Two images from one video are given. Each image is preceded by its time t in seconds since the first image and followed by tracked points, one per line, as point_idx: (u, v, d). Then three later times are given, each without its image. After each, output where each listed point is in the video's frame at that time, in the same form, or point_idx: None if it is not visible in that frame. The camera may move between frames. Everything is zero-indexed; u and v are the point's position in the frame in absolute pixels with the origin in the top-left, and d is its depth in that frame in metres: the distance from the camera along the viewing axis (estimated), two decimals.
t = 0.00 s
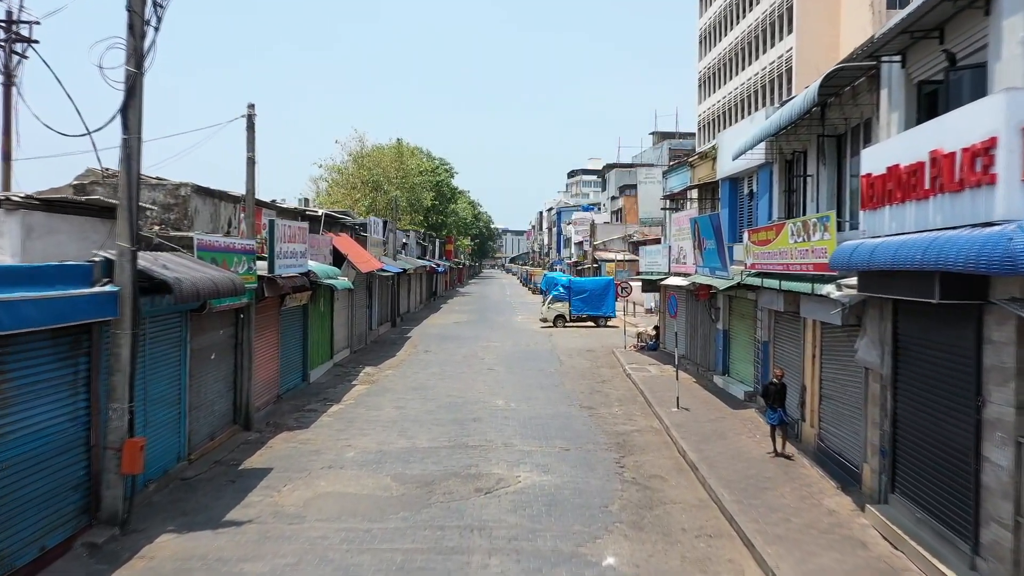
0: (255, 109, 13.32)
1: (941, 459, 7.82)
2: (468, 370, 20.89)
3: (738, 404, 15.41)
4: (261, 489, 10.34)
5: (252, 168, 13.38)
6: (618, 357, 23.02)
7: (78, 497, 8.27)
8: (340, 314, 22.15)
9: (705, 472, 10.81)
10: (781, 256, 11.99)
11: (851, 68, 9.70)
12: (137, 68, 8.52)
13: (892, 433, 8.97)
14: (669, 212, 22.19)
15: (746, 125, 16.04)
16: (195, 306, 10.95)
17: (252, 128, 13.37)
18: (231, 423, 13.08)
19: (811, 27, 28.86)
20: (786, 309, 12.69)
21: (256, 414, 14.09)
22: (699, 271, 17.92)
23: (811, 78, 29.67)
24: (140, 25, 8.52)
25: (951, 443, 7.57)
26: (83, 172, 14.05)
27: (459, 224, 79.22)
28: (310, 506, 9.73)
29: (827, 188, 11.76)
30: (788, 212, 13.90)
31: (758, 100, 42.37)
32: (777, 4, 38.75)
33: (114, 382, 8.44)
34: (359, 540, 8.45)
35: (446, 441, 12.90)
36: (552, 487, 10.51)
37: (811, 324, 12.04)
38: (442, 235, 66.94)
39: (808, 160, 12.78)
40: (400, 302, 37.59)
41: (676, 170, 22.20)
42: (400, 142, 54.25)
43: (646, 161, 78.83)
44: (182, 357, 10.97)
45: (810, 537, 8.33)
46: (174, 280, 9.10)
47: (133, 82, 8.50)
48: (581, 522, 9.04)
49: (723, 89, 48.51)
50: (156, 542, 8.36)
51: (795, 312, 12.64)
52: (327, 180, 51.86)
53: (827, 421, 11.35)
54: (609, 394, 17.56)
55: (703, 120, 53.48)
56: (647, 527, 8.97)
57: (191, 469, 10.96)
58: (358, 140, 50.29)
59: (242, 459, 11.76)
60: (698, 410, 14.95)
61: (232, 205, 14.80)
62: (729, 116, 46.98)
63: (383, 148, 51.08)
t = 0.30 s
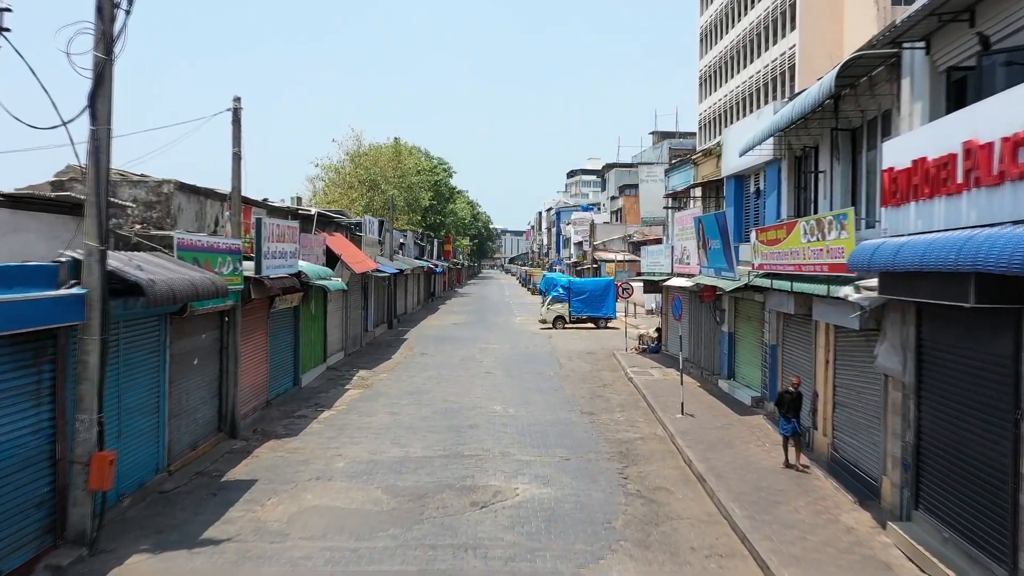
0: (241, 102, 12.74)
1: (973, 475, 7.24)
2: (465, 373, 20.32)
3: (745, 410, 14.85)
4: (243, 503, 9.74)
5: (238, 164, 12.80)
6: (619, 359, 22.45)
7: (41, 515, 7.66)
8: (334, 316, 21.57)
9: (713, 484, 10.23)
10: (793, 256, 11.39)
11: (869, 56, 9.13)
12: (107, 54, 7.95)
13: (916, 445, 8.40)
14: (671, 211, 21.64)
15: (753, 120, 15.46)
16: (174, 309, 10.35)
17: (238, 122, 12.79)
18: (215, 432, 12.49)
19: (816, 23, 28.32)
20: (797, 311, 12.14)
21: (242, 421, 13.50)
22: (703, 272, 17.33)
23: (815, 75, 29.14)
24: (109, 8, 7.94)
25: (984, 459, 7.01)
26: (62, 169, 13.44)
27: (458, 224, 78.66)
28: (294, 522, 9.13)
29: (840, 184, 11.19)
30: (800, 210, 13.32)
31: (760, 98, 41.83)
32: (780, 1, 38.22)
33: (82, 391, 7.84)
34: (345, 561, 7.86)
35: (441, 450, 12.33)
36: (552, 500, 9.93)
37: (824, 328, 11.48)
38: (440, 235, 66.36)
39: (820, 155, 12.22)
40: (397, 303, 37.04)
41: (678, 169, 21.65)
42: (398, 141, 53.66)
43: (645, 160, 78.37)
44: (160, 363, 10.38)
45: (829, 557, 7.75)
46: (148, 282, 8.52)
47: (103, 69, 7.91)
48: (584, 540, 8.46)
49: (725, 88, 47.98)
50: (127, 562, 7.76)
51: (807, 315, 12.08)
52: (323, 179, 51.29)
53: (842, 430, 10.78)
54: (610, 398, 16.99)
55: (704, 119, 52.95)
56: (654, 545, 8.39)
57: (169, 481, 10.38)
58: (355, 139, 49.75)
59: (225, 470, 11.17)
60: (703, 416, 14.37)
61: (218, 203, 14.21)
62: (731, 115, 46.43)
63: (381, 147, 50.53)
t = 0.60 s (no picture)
0: (226, 95, 12.13)
1: (1012, 494, 6.64)
2: (463, 377, 19.73)
3: (753, 417, 14.28)
4: (224, 519, 9.15)
5: (223, 160, 12.19)
6: (621, 363, 21.87)
7: None
8: (327, 318, 20.97)
9: (724, 499, 9.65)
10: (807, 257, 10.78)
11: (891, 42, 8.56)
12: (74, 38, 7.36)
13: (944, 459, 7.81)
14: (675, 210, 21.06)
15: (760, 115, 14.88)
16: (151, 312, 9.75)
17: (223, 116, 12.17)
18: (198, 441, 11.89)
19: (821, 19, 27.78)
20: (809, 314, 11.57)
21: (227, 429, 12.89)
22: (708, 273, 16.76)
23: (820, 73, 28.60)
24: None
25: None
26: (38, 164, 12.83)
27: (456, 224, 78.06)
28: (277, 540, 8.54)
29: (857, 181, 10.62)
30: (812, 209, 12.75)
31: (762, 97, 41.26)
32: None
33: (45, 403, 7.22)
34: None
35: (436, 460, 11.74)
36: (553, 515, 9.35)
37: (839, 332, 10.89)
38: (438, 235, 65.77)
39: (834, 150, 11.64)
40: (395, 304, 36.46)
41: (682, 167, 21.07)
42: (395, 140, 53.08)
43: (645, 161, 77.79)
44: (137, 370, 9.79)
45: None
46: (119, 284, 7.92)
47: (69, 55, 7.31)
48: (587, 561, 7.88)
49: (726, 87, 47.43)
50: None
51: (821, 318, 11.50)
52: (320, 178, 50.71)
53: (858, 440, 10.20)
54: (612, 404, 16.42)
55: (706, 118, 52.36)
56: (663, 567, 7.80)
57: (147, 495, 9.78)
58: (352, 138, 49.16)
59: (207, 482, 10.58)
60: (710, 423, 13.80)
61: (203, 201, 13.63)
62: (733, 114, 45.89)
63: (378, 146, 49.97)
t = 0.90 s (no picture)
0: (210, 87, 11.54)
1: None
2: (460, 381, 19.13)
3: (761, 423, 13.73)
4: (203, 538, 8.55)
5: (207, 155, 11.60)
6: (623, 366, 21.28)
7: None
8: (321, 320, 20.37)
9: (736, 515, 9.07)
10: (822, 257, 10.20)
11: (917, 28, 7.99)
12: (36, 18, 6.79)
13: (976, 474, 7.22)
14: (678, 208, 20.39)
15: (769, 110, 14.31)
16: (128, 315, 9.18)
17: (207, 109, 11.59)
18: (180, 452, 11.30)
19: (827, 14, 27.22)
20: (823, 318, 11.00)
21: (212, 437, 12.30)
22: (714, 274, 16.17)
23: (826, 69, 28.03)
24: None
25: None
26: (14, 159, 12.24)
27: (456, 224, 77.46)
28: (258, 561, 7.95)
29: (875, 177, 10.05)
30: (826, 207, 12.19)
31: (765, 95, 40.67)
32: None
33: (3, 416, 6.63)
34: None
35: (430, 471, 11.15)
36: (554, 532, 8.77)
37: (856, 336, 10.36)
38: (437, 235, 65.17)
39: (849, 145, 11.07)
40: (392, 304, 35.87)
41: (686, 165, 20.50)
42: (393, 139, 52.51)
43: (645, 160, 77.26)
44: (112, 378, 9.20)
45: None
46: (85, 284, 7.34)
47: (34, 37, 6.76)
48: None
49: (728, 85, 46.86)
50: None
51: (836, 321, 10.95)
52: (317, 178, 50.14)
53: (878, 451, 9.64)
54: (615, 410, 15.84)
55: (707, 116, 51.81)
56: None
57: (122, 511, 9.19)
58: (349, 137, 48.51)
59: (188, 496, 9.99)
60: (717, 431, 13.22)
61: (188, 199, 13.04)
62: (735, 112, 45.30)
63: (376, 145, 49.38)
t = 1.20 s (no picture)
0: (193, 78, 10.96)
1: None
2: (458, 385, 18.55)
3: (771, 430, 13.17)
4: (180, 557, 7.96)
5: (190, 149, 11.01)
6: (625, 369, 20.71)
7: None
8: (315, 322, 19.78)
9: (751, 532, 8.48)
10: (840, 257, 9.62)
11: (950, 10, 7.43)
12: None
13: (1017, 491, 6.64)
14: (682, 206, 19.76)
15: (779, 103, 13.74)
16: (101, 319, 8.60)
17: (191, 101, 11.00)
18: (161, 462, 10.71)
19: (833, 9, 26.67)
20: (840, 321, 10.43)
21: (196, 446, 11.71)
22: (720, 274, 15.58)
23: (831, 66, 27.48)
24: None
25: None
26: None
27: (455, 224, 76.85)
28: None
29: (897, 171, 9.51)
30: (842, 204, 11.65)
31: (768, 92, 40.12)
32: None
33: None
34: None
35: (426, 483, 10.56)
36: (556, 551, 8.19)
37: (876, 341, 9.79)
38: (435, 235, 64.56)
39: (867, 138, 10.52)
40: (389, 306, 35.27)
41: (691, 162, 19.93)
42: (391, 138, 51.88)
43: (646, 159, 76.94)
44: (84, 387, 8.61)
45: None
46: (47, 285, 6.79)
47: None
48: None
49: (731, 83, 46.32)
50: None
51: (853, 324, 10.38)
52: (314, 177, 49.52)
53: (901, 464, 9.07)
54: (618, 416, 15.26)
55: (708, 115, 51.26)
56: None
57: (95, 528, 8.59)
58: (347, 136, 47.83)
59: (166, 510, 9.39)
60: (726, 439, 12.63)
61: (171, 196, 12.41)
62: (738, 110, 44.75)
63: (374, 143, 48.74)
